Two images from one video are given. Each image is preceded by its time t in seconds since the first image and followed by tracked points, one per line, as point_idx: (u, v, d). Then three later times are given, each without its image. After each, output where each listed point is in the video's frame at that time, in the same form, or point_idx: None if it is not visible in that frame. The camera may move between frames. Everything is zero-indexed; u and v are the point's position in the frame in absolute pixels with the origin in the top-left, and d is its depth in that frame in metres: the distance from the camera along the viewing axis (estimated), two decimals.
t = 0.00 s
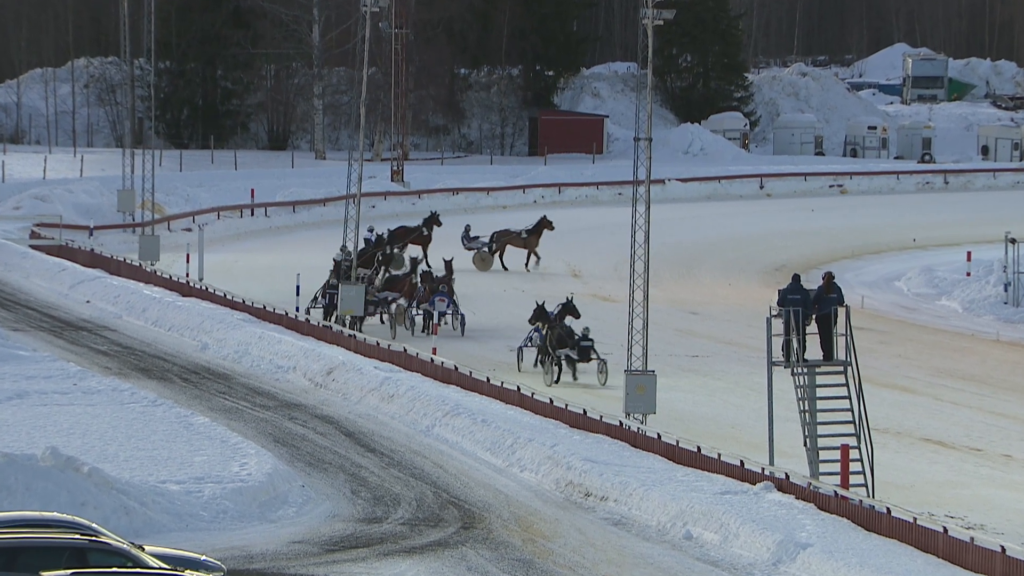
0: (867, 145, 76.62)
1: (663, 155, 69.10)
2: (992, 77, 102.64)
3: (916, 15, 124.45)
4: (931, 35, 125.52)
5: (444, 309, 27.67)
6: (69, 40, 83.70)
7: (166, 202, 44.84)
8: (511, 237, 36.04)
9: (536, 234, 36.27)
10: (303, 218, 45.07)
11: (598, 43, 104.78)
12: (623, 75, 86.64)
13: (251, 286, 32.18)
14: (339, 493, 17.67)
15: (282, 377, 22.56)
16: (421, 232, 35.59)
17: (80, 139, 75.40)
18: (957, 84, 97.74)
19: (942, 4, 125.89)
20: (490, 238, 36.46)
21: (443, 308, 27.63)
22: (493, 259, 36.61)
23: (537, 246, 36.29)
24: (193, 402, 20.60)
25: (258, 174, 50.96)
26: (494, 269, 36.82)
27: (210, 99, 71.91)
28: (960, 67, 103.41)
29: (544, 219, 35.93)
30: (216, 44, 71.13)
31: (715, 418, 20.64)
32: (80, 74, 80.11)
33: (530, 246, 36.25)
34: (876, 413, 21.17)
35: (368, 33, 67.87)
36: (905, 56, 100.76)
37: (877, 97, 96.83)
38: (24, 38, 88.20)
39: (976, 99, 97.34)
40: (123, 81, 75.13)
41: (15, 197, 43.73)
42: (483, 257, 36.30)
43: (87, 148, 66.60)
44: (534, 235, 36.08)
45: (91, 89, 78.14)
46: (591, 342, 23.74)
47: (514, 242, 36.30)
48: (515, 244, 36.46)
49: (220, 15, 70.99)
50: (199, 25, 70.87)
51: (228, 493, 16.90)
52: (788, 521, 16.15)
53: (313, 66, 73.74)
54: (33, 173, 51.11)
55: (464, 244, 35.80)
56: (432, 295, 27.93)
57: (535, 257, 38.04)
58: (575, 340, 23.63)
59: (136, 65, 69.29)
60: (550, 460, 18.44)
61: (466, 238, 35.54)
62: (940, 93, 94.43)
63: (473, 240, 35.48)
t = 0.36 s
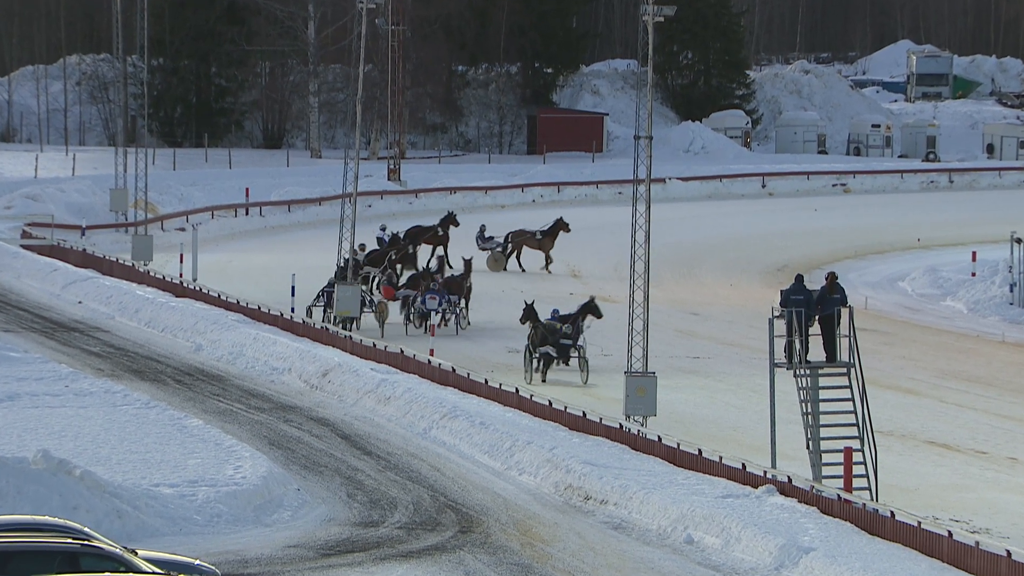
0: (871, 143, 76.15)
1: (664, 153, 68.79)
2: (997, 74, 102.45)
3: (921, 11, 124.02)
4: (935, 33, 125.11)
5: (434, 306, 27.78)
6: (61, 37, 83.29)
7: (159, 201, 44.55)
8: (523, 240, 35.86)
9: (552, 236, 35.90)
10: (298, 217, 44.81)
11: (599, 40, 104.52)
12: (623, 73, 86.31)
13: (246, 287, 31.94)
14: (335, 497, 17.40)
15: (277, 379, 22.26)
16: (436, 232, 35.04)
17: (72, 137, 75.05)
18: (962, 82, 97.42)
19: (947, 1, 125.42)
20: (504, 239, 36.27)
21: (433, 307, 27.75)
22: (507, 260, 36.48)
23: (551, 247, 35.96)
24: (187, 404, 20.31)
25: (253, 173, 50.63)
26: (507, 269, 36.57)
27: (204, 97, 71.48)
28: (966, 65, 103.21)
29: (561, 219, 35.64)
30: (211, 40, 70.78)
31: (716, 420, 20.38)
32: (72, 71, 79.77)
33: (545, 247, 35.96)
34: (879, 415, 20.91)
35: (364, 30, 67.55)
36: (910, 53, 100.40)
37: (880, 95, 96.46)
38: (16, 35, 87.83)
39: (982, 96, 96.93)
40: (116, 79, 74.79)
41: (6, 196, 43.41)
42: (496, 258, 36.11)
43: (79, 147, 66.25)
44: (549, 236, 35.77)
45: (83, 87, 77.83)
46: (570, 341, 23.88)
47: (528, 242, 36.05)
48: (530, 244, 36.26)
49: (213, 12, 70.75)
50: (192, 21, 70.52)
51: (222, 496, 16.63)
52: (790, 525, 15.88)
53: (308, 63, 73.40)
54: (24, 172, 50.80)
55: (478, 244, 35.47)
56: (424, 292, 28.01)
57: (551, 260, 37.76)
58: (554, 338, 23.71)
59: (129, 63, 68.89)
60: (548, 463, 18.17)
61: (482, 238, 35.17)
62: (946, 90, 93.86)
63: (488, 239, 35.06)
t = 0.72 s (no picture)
0: (875, 141, 75.95)
1: (665, 152, 68.52)
2: (1003, 71, 102.33)
3: (925, 7, 123.75)
4: (940, 29, 124.80)
5: (428, 305, 27.47)
6: (53, 33, 82.81)
7: (152, 200, 44.26)
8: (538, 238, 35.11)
9: (566, 236, 35.17)
10: (293, 216, 44.53)
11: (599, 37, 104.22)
12: (624, 70, 86.02)
13: (240, 287, 31.69)
14: (331, 500, 17.12)
15: (272, 381, 21.96)
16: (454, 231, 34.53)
17: (64, 135, 74.67)
18: (969, 78, 97.09)
19: None
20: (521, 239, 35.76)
21: (428, 305, 27.46)
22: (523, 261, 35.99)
23: (567, 247, 35.29)
24: (180, 406, 20.03)
25: (248, 171, 50.32)
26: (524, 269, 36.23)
27: (197, 94, 70.97)
28: (971, 62, 103.06)
29: (576, 219, 35.08)
30: (205, 37, 70.25)
31: (717, 422, 20.10)
32: (64, 68, 79.38)
33: (560, 248, 35.22)
34: (884, 417, 20.63)
35: (360, 26, 67.23)
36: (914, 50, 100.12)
37: (885, 92, 96.12)
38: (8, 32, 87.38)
39: (988, 94, 96.82)
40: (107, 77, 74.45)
41: None
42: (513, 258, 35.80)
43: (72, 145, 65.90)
44: (564, 236, 35.04)
45: (75, 84, 77.48)
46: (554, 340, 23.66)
47: (543, 244, 35.38)
48: (545, 245, 35.57)
49: (207, 8, 70.33)
50: (186, 18, 70.01)
51: (216, 499, 16.36)
52: (793, 528, 15.61)
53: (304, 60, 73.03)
54: (16, 171, 50.50)
55: (495, 246, 35.12)
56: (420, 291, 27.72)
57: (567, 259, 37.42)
58: (536, 337, 23.51)
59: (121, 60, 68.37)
60: (548, 466, 17.89)
61: (497, 239, 34.85)
62: (950, 88, 93.55)
63: (503, 241, 34.58)
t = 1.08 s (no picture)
0: (882, 137, 75.66)
1: (666, 149, 68.17)
2: (1012, 66, 101.92)
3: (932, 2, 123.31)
4: (947, 23, 124.19)
5: (425, 304, 27.17)
6: (42, 28, 82.15)
7: (142, 197, 43.87)
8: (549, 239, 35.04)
9: (581, 236, 35.07)
10: (287, 214, 44.09)
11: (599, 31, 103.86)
12: (623, 64, 85.63)
13: (232, 287, 31.31)
14: (325, 505, 16.73)
15: (265, 383, 21.55)
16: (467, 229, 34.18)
17: (52, 132, 74.00)
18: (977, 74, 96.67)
19: None
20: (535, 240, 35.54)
21: (424, 305, 27.15)
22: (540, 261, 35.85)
23: (582, 247, 35.13)
24: (171, 409, 19.62)
25: (239, 168, 49.89)
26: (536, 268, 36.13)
27: (189, 90, 70.33)
28: (980, 56, 102.85)
29: (590, 218, 34.81)
30: (195, 31, 69.47)
31: (719, 424, 19.71)
32: (52, 64, 78.76)
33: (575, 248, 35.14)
34: (890, 420, 20.24)
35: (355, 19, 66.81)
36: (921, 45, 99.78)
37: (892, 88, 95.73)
38: None
39: (996, 89, 96.48)
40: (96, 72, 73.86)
41: None
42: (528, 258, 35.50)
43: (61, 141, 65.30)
44: (579, 235, 34.92)
45: (63, 80, 76.93)
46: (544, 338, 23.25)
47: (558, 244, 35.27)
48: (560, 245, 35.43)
49: (198, 1, 69.61)
50: (177, 12, 69.23)
51: (207, 504, 15.97)
52: (797, 533, 15.23)
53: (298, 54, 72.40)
54: (6, 167, 50.06)
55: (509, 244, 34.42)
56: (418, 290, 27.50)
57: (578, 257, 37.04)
58: (525, 334, 23.17)
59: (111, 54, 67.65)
60: (547, 470, 17.49)
61: (512, 238, 34.13)
62: (958, 83, 93.19)
63: (521, 238, 34.02)
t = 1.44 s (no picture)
0: (885, 133, 74.90)
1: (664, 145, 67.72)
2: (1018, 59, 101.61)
3: None
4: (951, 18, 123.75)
5: (422, 301, 27.38)
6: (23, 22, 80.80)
7: (125, 194, 43.25)
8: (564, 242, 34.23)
9: (593, 234, 34.65)
10: (274, 212, 43.60)
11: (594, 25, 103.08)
12: (621, 58, 85.15)
13: (218, 287, 30.85)
14: (313, 510, 16.28)
15: (251, 384, 21.06)
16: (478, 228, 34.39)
17: (34, 127, 72.66)
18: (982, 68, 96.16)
19: None
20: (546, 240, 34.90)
21: (420, 301, 27.40)
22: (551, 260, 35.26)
23: (594, 246, 34.74)
24: (155, 411, 19.15)
25: (224, 164, 49.34)
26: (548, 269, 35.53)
27: (173, 84, 67.90)
28: (986, 50, 102.47)
29: (604, 218, 34.50)
30: (181, 23, 67.34)
31: (718, 425, 19.24)
32: (33, 58, 77.53)
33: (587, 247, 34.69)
34: (893, 424, 19.78)
35: (345, 11, 66.19)
36: (925, 39, 99.27)
37: (895, 82, 95.18)
38: None
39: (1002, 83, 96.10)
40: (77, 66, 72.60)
41: None
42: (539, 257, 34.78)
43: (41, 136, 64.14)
44: (591, 233, 34.46)
45: (45, 73, 75.74)
46: (536, 335, 23.15)
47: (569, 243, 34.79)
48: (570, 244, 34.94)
49: None
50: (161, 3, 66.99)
51: (193, 509, 15.51)
52: (799, 539, 14.77)
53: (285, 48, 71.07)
54: None
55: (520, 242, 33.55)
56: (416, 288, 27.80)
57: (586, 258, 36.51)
58: (518, 330, 23.21)
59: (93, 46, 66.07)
60: (541, 475, 17.02)
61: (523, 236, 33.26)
62: (963, 77, 92.48)
63: (532, 238, 33.21)
